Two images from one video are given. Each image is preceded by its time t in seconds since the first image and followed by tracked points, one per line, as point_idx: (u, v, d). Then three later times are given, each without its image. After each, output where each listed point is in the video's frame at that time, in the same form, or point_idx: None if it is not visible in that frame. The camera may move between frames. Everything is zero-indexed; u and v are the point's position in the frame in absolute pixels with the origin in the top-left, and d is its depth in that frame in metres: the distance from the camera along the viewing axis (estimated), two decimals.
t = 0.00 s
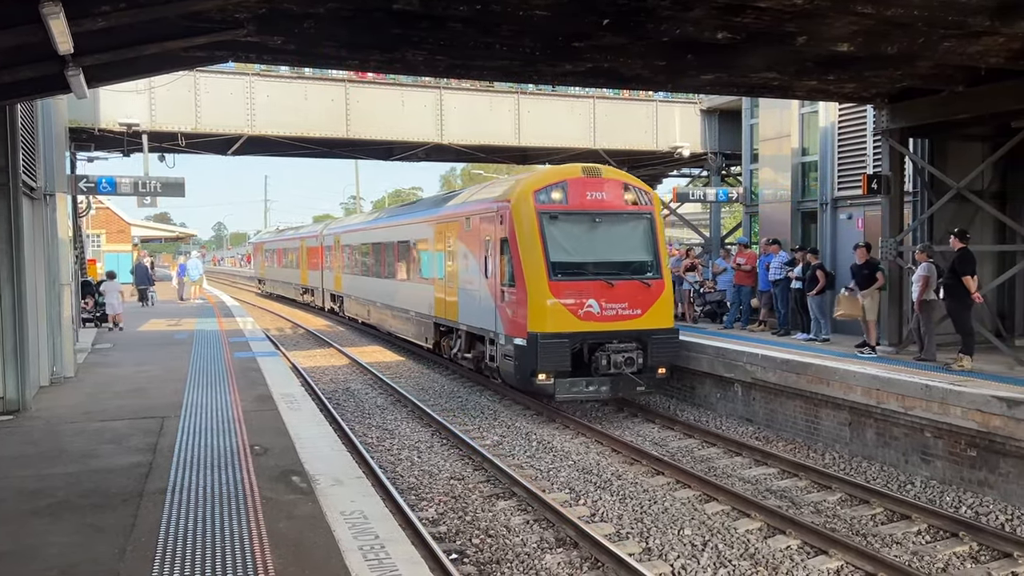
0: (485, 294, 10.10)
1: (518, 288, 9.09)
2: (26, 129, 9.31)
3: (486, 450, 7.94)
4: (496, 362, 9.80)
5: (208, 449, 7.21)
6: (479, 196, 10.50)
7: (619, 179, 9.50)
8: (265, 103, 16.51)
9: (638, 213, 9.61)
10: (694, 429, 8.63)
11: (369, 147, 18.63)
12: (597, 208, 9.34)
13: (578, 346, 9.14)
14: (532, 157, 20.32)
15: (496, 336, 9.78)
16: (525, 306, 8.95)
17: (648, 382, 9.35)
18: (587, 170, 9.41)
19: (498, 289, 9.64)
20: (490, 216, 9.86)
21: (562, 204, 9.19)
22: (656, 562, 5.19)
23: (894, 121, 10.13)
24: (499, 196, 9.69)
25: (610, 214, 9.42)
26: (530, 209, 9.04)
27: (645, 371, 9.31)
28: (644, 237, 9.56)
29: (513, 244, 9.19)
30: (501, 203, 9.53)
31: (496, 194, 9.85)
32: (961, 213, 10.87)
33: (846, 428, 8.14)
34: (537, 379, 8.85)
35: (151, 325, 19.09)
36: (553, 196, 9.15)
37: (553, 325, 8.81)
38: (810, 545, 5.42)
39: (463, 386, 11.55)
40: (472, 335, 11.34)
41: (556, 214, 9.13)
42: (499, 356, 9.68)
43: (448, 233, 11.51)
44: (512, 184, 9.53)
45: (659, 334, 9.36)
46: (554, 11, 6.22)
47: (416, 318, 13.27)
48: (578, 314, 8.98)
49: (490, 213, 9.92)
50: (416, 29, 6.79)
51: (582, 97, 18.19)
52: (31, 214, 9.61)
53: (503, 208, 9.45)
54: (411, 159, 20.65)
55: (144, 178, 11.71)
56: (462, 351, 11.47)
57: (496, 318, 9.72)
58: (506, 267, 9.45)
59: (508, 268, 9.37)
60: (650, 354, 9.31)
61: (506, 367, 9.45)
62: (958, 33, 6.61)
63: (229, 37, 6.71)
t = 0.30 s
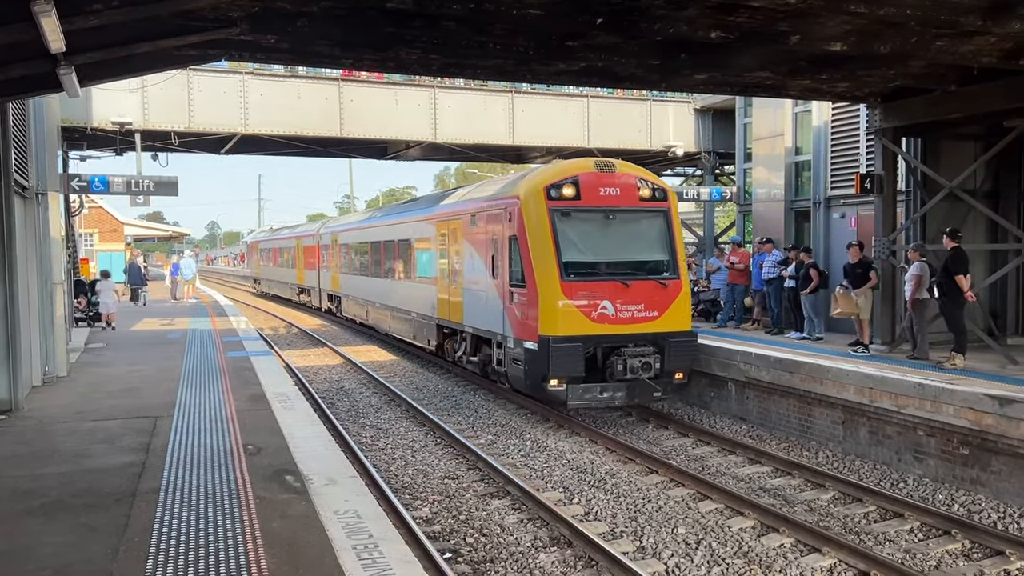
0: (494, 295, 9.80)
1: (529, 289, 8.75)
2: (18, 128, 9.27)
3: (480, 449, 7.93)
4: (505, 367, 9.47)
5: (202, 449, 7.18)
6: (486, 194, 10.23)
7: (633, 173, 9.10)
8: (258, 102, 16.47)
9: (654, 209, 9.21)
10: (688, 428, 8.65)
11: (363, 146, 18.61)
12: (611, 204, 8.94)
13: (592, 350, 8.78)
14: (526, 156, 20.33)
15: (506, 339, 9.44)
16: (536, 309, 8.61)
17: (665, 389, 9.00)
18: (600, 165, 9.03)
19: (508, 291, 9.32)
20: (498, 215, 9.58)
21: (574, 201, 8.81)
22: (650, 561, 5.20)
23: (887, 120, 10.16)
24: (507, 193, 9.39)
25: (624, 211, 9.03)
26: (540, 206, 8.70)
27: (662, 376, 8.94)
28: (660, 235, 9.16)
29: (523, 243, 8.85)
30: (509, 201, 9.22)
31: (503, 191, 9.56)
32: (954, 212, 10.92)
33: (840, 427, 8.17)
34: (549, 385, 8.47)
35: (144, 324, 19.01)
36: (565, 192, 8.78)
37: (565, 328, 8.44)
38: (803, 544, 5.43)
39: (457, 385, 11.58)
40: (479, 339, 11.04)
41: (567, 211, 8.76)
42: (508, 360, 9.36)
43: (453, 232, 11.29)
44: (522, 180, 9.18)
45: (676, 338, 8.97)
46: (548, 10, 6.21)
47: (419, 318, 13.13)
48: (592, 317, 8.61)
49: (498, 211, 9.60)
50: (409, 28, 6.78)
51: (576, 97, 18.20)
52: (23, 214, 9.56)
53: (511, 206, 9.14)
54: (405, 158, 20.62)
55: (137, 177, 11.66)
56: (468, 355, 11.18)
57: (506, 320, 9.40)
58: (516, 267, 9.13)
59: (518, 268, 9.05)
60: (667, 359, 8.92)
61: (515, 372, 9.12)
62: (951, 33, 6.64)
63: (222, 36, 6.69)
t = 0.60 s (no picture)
0: (502, 297, 9.32)
1: (542, 291, 8.26)
2: (9, 126, 9.23)
3: (475, 449, 7.92)
4: (516, 373, 8.94)
5: (194, 449, 7.15)
6: (493, 189, 9.77)
7: (651, 168, 8.55)
8: (251, 101, 16.41)
9: (673, 206, 8.66)
10: (682, 427, 8.70)
11: (357, 145, 18.59)
12: (628, 200, 8.40)
13: (608, 355, 8.23)
14: (520, 155, 20.33)
15: (517, 343, 8.94)
16: (549, 312, 8.12)
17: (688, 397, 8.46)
18: (616, 158, 8.49)
19: (519, 292, 8.83)
20: (507, 211, 9.11)
21: (589, 197, 8.27)
22: (644, 560, 5.21)
23: (879, 120, 10.19)
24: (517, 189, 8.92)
25: (642, 207, 8.48)
26: (553, 203, 8.18)
27: (682, 383, 8.40)
28: (679, 233, 8.62)
29: (536, 242, 8.35)
30: (520, 197, 8.73)
31: (513, 186, 9.10)
32: (946, 212, 10.96)
33: (832, 426, 8.19)
34: (562, 393, 7.99)
35: (137, 324, 18.91)
36: (579, 187, 8.25)
37: (580, 332, 7.93)
38: (796, 542, 5.44)
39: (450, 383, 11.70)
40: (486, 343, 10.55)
41: (582, 208, 8.23)
42: (519, 365, 8.84)
43: (457, 230, 10.86)
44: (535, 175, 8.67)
45: (697, 342, 8.44)
46: (541, 9, 6.21)
47: (421, 320, 12.75)
48: (609, 320, 8.10)
49: (508, 207, 9.12)
50: (402, 28, 6.77)
51: (570, 96, 18.20)
52: (14, 213, 9.52)
53: (522, 202, 8.65)
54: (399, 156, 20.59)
55: (129, 176, 11.62)
56: (475, 359, 10.70)
57: (516, 323, 8.91)
58: (527, 267, 8.64)
59: (530, 268, 8.56)
60: (688, 364, 8.40)
61: (526, 378, 8.62)
62: (943, 33, 6.66)
63: (214, 35, 6.67)
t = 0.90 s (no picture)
0: (514, 299, 8.75)
1: (556, 293, 7.66)
2: None
3: (468, 449, 7.90)
4: (530, 381, 8.35)
5: (186, 448, 7.12)
6: (503, 185, 9.25)
7: (672, 162, 7.95)
8: (243, 99, 16.37)
9: (696, 202, 8.04)
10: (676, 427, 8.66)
11: (349, 144, 18.56)
12: (647, 195, 7.79)
13: (628, 361, 7.65)
14: (513, 154, 20.35)
15: (529, 349, 8.33)
16: (564, 316, 7.51)
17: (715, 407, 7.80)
18: (635, 151, 7.89)
19: (531, 294, 8.25)
20: (518, 208, 8.58)
21: (606, 192, 7.67)
22: (636, 558, 5.22)
23: (871, 119, 10.22)
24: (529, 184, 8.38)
25: (663, 203, 7.87)
26: (567, 198, 7.59)
27: (706, 391, 7.76)
28: (702, 231, 8.00)
29: (550, 240, 7.76)
30: (533, 192, 8.17)
31: (525, 182, 8.57)
32: (937, 211, 11.00)
33: (824, 424, 8.21)
34: (579, 401, 7.33)
35: (129, 323, 18.85)
36: (596, 181, 7.65)
37: (597, 336, 7.32)
38: (788, 541, 5.46)
39: (443, 381, 11.77)
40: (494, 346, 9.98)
41: (598, 204, 7.63)
42: (532, 373, 8.24)
43: (464, 228, 10.38)
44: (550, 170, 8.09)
45: (721, 349, 7.77)
46: (534, 8, 6.21)
47: (425, 322, 12.31)
48: (629, 324, 7.47)
49: (519, 204, 8.56)
50: (395, 26, 6.76)
51: (563, 95, 18.21)
52: (5, 212, 9.48)
53: (534, 197, 8.10)
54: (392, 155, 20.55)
55: (120, 175, 11.58)
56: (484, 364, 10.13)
57: (529, 327, 8.33)
58: (540, 266, 8.05)
59: (545, 269, 7.96)
60: (713, 371, 7.76)
61: (539, 386, 8.07)
62: (935, 33, 6.68)
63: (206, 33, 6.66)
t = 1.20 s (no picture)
0: (526, 300, 8.21)
1: (574, 295, 7.16)
2: None
3: (460, 448, 7.90)
4: (545, 391, 7.84)
5: (177, 448, 7.09)
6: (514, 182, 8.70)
7: (697, 156, 7.48)
8: (235, 98, 16.32)
9: (722, 199, 7.57)
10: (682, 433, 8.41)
11: (341, 143, 18.53)
12: (671, 191, 7.31)
13: (652, 370, 7.16)
14: (506, 154, 20.35)
15: (544, 355, 7.79)
16: (583, 320, 7.01)
17: (742, 418, 7.34)
18: (657, 144, 7.41)
19: (547, 296, 7.72)
20: (531, 204, 8.04)
21: (628, 187, 7.19)
22: (628, 557, 5.22)
23: (862, 119, 10.25)
24: (545, 178, 7.85)
25: (687, 200, 7.39)
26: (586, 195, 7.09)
27: (734, 401, 7.30)
28: (729, 229, 7.53)
29: (567, 239, 7.25)
30: (549, 186, 7.64)
31: (539, 176, 8.04)
32: (928, 211, 11.04)
33: (815, 424, 8.24)
34: (600, 412, 6.85)
35: (119, 322, 18.78)
36: (617, 176, 7.16)
37: (618, 342, 6.84)
38: (779, 539, 5.47)
39: (436, 381, 11.78)
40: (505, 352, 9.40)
41: (619, 200, 7.15)
42: (548, 383, 7.73)
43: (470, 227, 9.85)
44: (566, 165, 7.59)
45: (750, 356, 7.32)
46: (526, 7, 6.20)
47: (428, 324, 11.76)
48: (652, 329, 6.99)
49: (533, 201, 8.01)
50: (387, 25, 6.74)
51: (556, 94, 18.22)
52: None
53: (551, 193, 7.57)
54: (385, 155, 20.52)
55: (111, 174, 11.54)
56: (493, 370, 9.58)
57: (545, 331, 7.79)
58: (557, 267, 7.51)
59: (561, 271, 7.45)
60: (741, 381, 7.30)
61: (554, 395, 7.56)
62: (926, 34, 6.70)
63: (197, 31, 6.64)
